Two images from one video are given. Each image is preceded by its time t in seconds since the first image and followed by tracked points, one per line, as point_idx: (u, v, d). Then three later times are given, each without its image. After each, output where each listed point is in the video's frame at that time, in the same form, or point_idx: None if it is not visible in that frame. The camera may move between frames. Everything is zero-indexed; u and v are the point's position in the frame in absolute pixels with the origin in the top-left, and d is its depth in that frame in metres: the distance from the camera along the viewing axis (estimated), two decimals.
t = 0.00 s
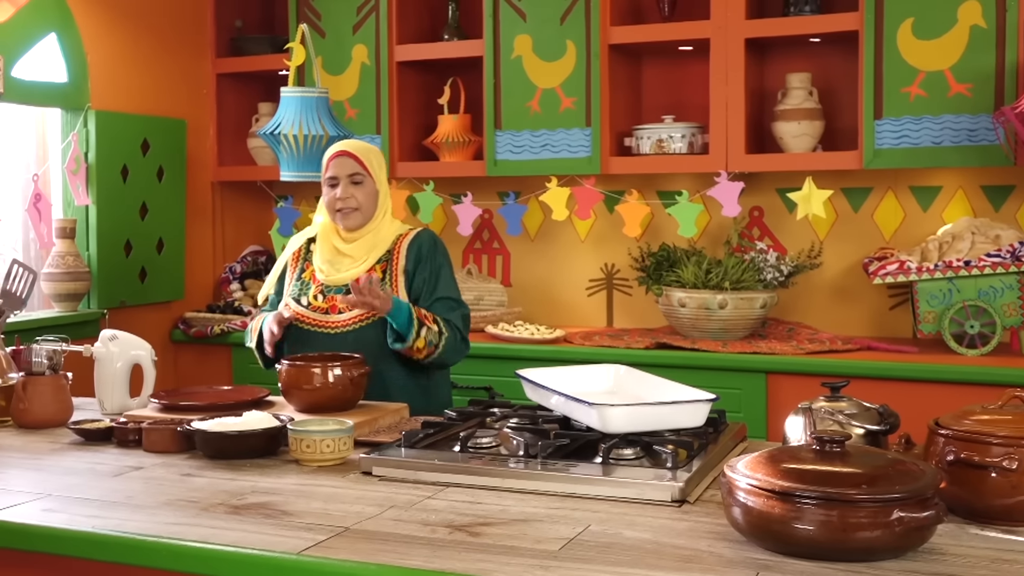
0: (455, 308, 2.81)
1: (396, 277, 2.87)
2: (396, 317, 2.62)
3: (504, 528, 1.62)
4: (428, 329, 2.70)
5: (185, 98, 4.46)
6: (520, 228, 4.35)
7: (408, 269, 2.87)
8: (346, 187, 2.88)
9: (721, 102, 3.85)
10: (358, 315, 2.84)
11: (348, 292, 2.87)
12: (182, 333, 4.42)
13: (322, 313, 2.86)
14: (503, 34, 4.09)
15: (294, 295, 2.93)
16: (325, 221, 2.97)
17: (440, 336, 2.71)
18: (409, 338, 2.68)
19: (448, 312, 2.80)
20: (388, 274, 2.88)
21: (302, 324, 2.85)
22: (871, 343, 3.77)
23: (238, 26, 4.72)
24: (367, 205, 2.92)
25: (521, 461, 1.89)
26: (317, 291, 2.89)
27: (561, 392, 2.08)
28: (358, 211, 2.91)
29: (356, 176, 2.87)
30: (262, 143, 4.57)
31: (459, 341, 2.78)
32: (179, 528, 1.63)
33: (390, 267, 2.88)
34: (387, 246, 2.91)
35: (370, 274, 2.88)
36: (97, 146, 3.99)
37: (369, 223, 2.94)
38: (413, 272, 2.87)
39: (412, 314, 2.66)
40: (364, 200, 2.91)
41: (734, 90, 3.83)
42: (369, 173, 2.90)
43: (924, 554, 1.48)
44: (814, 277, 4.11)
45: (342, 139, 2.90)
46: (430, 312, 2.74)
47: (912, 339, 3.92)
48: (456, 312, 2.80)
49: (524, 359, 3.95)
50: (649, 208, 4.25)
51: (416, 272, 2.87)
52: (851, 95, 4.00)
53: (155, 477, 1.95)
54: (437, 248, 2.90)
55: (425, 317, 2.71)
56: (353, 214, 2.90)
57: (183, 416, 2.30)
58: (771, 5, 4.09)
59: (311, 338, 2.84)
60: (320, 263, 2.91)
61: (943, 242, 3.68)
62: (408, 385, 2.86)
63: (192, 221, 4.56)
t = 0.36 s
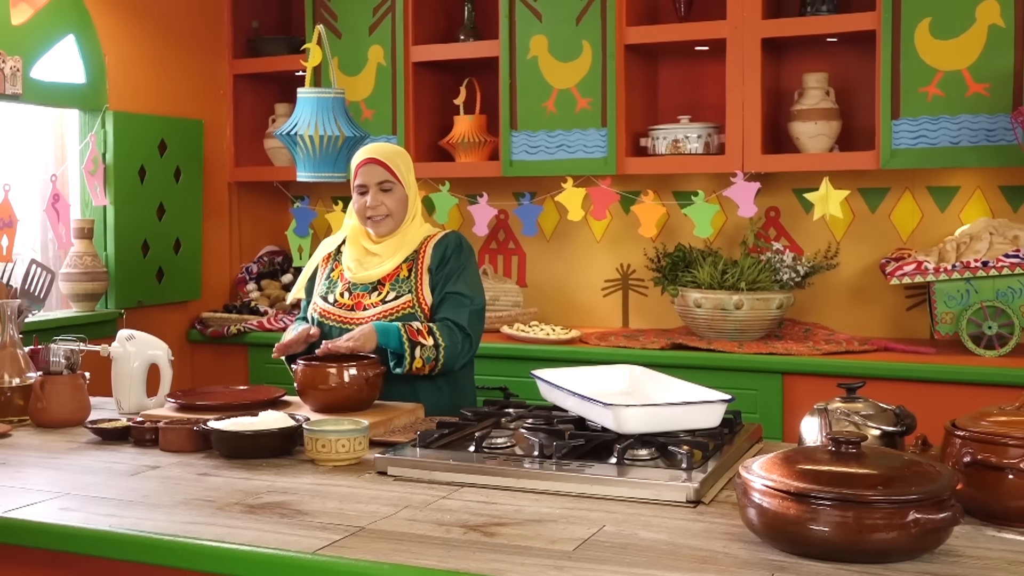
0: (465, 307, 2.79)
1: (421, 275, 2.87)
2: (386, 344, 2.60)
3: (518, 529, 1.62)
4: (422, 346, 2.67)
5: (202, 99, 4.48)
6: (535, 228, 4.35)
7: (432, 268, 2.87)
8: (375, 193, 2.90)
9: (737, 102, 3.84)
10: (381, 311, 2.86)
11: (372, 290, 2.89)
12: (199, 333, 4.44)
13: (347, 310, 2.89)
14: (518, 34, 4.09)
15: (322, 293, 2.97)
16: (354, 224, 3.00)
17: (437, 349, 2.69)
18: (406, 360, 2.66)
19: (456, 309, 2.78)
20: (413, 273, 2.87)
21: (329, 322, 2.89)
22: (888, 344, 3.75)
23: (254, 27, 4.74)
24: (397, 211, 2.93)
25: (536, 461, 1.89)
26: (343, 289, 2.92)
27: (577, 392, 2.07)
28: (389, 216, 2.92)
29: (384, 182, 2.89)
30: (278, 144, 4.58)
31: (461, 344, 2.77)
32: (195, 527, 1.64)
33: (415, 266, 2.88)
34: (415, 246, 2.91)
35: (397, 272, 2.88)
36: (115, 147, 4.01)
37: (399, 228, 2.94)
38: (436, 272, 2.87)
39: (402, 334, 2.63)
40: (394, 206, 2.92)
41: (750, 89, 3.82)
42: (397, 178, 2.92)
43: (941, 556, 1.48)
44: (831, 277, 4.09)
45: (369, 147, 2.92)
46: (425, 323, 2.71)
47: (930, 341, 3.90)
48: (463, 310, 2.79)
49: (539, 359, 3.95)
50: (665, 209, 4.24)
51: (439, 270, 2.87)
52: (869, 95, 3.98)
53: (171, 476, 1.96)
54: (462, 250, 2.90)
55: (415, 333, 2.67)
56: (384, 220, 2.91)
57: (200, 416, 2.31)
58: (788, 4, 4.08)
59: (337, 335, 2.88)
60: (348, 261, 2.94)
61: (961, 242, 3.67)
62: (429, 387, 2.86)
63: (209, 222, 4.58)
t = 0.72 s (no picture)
0: (488, 314, 2.77)
1: (429, 279, 2.87)
2: (404, 317, 2.64)
3: (525, 529, 1.62)
4: (440, 332, 2.67)
5: (210, 99, 4.49)
6: (542, 229, 4.35)
7: (441, 271, 2.87)
8: (359, 203, 2.90)
9: (744, 102, 3.83)
10: (387, 314, 2.88)
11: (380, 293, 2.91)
12: (206, 334, 4.45)
13: (355, 312, 2.92)
14: (525, 35, 4.09)
15: (335, 296, 3.02)
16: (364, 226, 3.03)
17: (454, 340, 2.68)
18: (420, 342, 2.66)
19: (479, 315, 2.77)
20: (421, 275, 2.88)
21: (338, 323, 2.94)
22: (895, 344, 3.74)
23: (261, 28, 4.75)
24: (384, 218, 2.91)
25: (543, 462, 1.88)
26: (353, 292, 2.96)
27: (584, 393, 2.07)
28: (377, 223, 2.91)
29: (366, 192, 2.88)
30: (285, 145, 4.58)
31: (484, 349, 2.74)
32: (202, 527, 1.64)
33: (424, 269, 2.88)
34: (425, 249, 2.92)
35: (404, 275, 2.90)
36: (123, 148, 4.02)
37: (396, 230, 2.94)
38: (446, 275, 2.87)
39: (423, 316, 2.66)
40: (379, 212, 2.90)
41: (757, 90, 3.82)
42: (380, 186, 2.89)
43: (949, 557, 1.47)
44: (838, 278, 4.08)
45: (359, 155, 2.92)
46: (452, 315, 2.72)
47: (938, 341, 3.89)
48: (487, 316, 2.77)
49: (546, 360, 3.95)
50: (672, 209, 4.24)
51: (450, 272, 2.86)
52: (877, 95, 3.98)
53: (179, 476, 1.96)
54: (474, 251, 2.90)
55: (439, 319, 2.68)
56: (371, 228, 2.91)
57: (207, 416, 2.31)
58: (795, 4, 4.08)
59: (343, 337, 2.92)
60: (360, 265, 2.97)
61: (969, 242, 3.66)
62: (434, 385, 2.85)
63: (216, 223, 4.59)
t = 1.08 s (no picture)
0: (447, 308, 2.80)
1: (397, 278, 2.96)
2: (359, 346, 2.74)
3: (526, 529, 1.61)
4: (399, 350, 2.75)
5: (210, 100, 4.49)
6: (543, 229, 4.35)
7: (405, 267, 2.93)
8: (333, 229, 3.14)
9: (745, 103, 3.83)
10: (362, 317, 3.00)
11: (362, 298, 3.06)
12: (206, 334, 4.45)
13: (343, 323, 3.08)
14: (526, 35, 4.09)
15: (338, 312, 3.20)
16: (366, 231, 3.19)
17: (414, 352, 2.76)
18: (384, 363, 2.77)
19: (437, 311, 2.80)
20: (391, 277, 2.98)
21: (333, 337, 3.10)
22: (896, 344, 3.74)
23: (262, 28, 4.75)
24: (355, 238, 3.10)
25: (544, 462, 1.88)
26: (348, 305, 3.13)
27: (584, 393, 2.07)
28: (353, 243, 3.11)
29: (332, 219, 3.10)
30: (286, 145, 4.58)
31: (444, 347, 2.77)
32: (202, 527, 1.64)
33: (393, 269, 2.98)
34: (398, 247, 3.03)
35: (379, 279, 3.02)
36: (123, 148, 4.02)
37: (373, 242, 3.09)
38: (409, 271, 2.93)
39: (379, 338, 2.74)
40: (347, 234, 3.09)
41: (758, 90, 3.82)
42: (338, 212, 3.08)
43: (949, 558, 1.47)
44: (838, 278, 4.08)
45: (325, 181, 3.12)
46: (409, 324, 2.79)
47: (938, 342, 3.89)
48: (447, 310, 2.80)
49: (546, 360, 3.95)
50: (672, 209, 4.23)
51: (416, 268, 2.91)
52: (877, 95, 3.98)
53: (179, 476, 1.96)
54: (435, 242, 2.91)
55: (396, 337, 2.76)
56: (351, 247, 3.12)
57: (208, 416, 2.31)
58: (796, 4, 4.08)
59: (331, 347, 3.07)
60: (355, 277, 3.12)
61: (970, 242, 3.66)
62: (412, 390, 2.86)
63: (217, 223, 4.58)
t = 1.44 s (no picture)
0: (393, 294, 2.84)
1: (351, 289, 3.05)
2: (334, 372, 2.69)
3: (525, 529, 1.62)
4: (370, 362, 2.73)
5: (209, 100, 4.49)
6: (541, 229, 4.38)
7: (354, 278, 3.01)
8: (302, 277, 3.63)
9: (744, 103, 3.83)
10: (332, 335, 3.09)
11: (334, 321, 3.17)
12: (205, 334, 4.45)
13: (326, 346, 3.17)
14: (525, 35, 4.09)
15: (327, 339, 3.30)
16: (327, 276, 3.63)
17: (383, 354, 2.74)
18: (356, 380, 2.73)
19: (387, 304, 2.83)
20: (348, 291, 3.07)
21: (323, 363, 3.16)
22: (895, 345, 3.74)
23: (261, 29, 4.75)
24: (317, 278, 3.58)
25: (543, 462, 1.88)
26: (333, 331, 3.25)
27: (584, 393, 2.07)
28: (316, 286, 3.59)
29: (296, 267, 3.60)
30: (285, 145, 4.58)
31: (405, 332, 2.79)
32: (202, 528, 1.64)
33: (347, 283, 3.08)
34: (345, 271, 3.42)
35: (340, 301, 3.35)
36: (123, 148, 4.02)
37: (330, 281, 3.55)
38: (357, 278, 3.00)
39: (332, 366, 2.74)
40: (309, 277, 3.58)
41: (757, 90, 3.82)
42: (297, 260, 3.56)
43: (948, 558, 1.47)
44: (837, 278, 4.09)
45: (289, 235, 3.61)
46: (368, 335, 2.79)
47: (937, 342, 3.89)
48: (398, 299, 2.83)
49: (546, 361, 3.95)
50: (671, 209, 4.24)
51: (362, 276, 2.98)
52: (877, 95, 3.98)
53: (178, 477, 1.96)
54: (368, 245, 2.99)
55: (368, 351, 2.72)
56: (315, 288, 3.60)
57: (207, 417, 2.32)
58: (795, 5, 4.08)
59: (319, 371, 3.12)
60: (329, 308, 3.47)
61: (969, 242, 3.66)
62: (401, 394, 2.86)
63: (216, 223, 4.58)
